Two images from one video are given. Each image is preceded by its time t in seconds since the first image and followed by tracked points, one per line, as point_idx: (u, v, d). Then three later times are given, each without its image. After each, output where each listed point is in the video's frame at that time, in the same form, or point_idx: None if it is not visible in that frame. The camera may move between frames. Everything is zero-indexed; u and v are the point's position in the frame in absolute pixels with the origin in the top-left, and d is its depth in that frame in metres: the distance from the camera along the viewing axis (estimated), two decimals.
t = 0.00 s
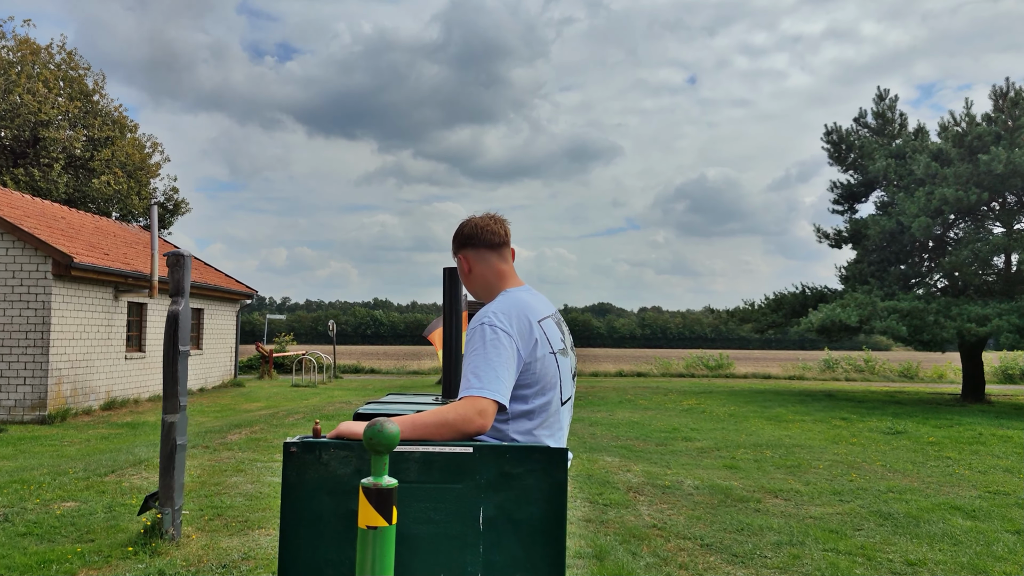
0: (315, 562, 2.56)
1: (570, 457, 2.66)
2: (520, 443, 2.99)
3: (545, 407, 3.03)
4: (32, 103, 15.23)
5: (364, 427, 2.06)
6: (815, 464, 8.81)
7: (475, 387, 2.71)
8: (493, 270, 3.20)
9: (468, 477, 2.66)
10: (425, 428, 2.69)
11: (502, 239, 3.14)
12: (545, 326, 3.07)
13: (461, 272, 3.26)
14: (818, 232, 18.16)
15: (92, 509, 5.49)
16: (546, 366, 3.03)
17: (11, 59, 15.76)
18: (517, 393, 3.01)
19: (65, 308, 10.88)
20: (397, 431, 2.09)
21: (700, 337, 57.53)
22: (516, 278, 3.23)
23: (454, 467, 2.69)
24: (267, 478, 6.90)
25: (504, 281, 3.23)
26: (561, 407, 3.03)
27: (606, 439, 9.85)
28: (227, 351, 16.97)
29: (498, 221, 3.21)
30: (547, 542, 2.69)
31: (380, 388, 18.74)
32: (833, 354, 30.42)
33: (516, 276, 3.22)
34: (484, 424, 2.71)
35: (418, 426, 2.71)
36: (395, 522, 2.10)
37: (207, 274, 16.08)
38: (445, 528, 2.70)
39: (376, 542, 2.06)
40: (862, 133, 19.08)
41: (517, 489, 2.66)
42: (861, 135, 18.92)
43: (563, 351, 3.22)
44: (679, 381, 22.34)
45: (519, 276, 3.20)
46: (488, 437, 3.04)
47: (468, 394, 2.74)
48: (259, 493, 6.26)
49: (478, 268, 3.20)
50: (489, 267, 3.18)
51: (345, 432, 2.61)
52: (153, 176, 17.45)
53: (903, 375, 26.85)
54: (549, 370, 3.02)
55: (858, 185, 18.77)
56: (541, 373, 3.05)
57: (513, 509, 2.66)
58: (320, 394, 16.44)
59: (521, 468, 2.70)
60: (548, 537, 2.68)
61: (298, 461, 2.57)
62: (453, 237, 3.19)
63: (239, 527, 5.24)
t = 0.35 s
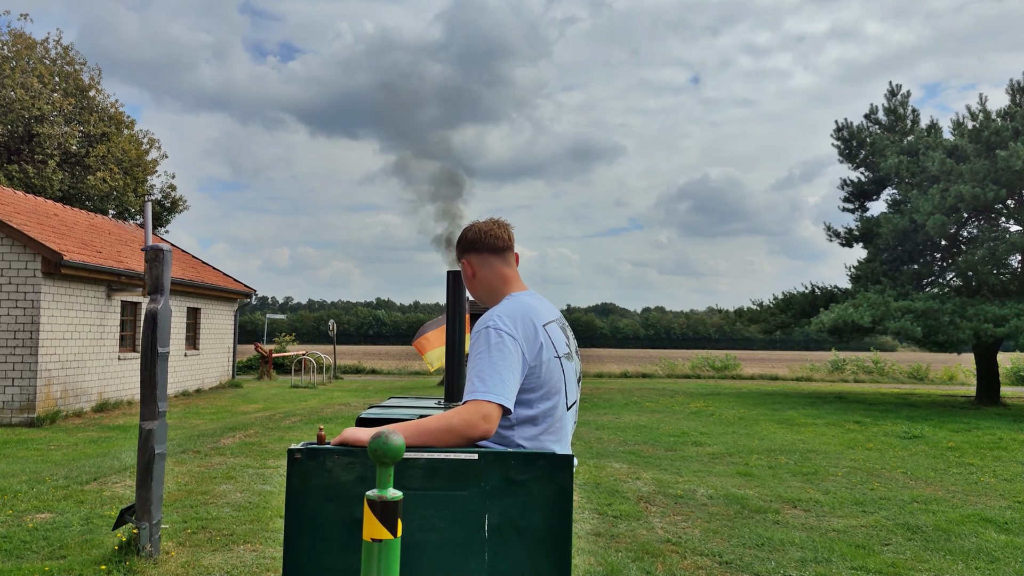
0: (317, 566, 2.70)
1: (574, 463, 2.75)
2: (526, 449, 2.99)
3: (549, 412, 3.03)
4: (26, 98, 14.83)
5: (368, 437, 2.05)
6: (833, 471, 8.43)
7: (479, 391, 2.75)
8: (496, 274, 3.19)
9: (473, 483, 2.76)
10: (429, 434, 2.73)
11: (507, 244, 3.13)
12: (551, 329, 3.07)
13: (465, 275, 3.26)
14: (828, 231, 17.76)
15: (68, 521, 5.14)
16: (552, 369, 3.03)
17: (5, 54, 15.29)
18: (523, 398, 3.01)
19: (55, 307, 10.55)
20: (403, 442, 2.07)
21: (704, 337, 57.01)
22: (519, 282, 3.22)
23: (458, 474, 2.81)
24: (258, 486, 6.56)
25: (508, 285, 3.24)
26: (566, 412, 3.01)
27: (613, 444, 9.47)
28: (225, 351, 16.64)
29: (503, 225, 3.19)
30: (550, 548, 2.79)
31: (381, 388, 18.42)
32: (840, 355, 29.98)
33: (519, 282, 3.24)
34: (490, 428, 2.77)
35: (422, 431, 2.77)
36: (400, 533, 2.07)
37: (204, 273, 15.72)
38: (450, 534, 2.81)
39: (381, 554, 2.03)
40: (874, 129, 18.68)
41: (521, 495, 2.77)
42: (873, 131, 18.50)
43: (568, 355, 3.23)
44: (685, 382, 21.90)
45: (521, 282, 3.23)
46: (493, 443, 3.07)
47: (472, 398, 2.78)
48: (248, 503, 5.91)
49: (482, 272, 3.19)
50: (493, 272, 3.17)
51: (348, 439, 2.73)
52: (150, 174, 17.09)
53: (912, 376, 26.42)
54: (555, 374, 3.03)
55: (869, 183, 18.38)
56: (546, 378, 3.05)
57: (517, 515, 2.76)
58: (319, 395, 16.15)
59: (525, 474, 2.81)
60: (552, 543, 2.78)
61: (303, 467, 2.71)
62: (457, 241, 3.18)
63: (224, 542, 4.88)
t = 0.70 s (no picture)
0: (324, 570, 2.61)
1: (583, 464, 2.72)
2: (532, 450, 2.98)
3: (557, 412, 3.00)
4: (19, 91, 14.53)
5: (381, 440, 1.99)
6: (853, 479, 8.05)
7: (487, 390, 2.76)
8: (503, 275, 3.20)
9: (481, 486, 2.70)
10: (438, 435, 2.67)
11: (513, 246, 3.16)
12: (557, 330, 3.07)
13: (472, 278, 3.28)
14: (840, 230, 17.37)
15: (41, 533, 4.78)
16: (558, 369, 3.01)
17: None
18: (529, 397, 3.01)
19: (45, 305, 10.21)
20: (416, 445, 2.01)
21: (709, 338, 56.45)
22: (526, 284, 3.23)
23: (467, 476, 2.73)
24: (250, 494, 6.21)
25: (515, 287, 3.25)
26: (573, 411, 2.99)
27: (621, 450, 9.08)
28: (223, 350, 16.31)
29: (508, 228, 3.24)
30: (560, 551, 2.74)
31: (382, 389, 18.09)
32: (848, 357, 29.49)
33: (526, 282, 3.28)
34: (498, 427, 2.76)
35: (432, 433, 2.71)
36: (414, 540, 2.03)
37: (202, 271, 15.39)
38: (459, 538, 2.74)
39: (395, 561, 1.99)
40: (886, 126, 18.31)
41: (530, 498, 2.72)
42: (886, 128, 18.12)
43: (575, 355, 3.22)
44: (691, 384, 21.47)
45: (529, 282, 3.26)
46: (501, 444, 3.05)
47: (481, 397, 2.77)
48: (237, 513, 5.53)
49: (488, 274, 3.21)
50: (499, 274, 3.20)
51: (357, 440, 2.63)
52: (148, 170, 16.79)
53: (923, 379, 25.98)
54: (562, 375, 3.04)
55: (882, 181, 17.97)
56: (553, 378, 3.04)
57: (526, 519, 2.69)
58: (319, 396, 15.84)
59: (534, 476, 2.76)
60: (562, 547, 2.72)
61: (310, 469, 2.63)
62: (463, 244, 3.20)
63: (207, 558, 4.51)
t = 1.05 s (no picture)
0: None
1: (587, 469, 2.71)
2: (535, 452, 2.95)
3: (559, 414, 2.97)
4: (12, 88, 14.20)
5: (387, 447, 1.97)
6: (876, 485, 7.66)
7: (487, 392, 2.74)
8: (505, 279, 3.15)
9: (486, 492, 2.71)
10: (440, 438, 2.64)
11: (515, 250, 3.13)
12: (560, 333, 3.03)
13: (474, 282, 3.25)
14: (852, 226, 16.96)
15: (10, 551, 4.44)
16: (561, 370, 2.99)
17: None
18: (531, 399, 2.98)
19: (34, 307, 9.90)
20: (422, 453, 1.98)
21: (714, 337, 55.93)
22: (530, 288, 3.19)
23: (470, 481, 2.73)
24: (240, 505, 5.87)
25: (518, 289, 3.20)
26: (575, 413, 2.97)
27: (631, 455, 8.68)
28: (221, 352, 16.00)
29: (511, 231, 3.21)
30: (563, 555, 2.74)
31: (384, 391, 17.77)
32: (857, 356, 29.02)
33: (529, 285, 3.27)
34: (500, 429, 2.73)
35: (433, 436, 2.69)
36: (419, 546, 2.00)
37: (199, 271, 15.05)
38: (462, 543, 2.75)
39: (401, 567, 1.96)
40: (898, 120, 17.91)
41: (535, 503, 2.73)
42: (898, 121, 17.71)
43: (579, 357, 3.18)
44: (699, 385, 21.04)
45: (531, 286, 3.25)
46: (504, 447, 3.03)
47: (481, 399, 2.75)
48: (222, 527, 5.17)
49: (490, 277, 3.17)
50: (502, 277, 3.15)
51: (359, 446, 2.62)
52: (144, 168, 16.46)
53: (934, 378, 25.53)
54: (564, 377, 3.00)
55: (894, 176, 17.54)
56: (555, 379, 3.02)
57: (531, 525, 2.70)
58: (320, 399, 15.53)
59: (538, 481, 2.75)
60: (567, 552, 2.73)
61: (312, 476, 2.62)
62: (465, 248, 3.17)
63: None
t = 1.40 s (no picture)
0: None
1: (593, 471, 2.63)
2: (540, 453, 2.93)
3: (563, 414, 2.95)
4: (5, 83, 13.92)
5: (386, 450, 1.94)
6: (900, 492, 7.27)
7: (490, 393, 2.69)
8: (507, 279, 3.13)
9: (490, 495, 2.62)
10: (444, 440, 2.58)
11: (516, 250, 3.11)
12: (563, 332, 3.00)
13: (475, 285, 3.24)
14: (865, 223, 16.54)
15: None
16: (565, 370, 2.96)
17: None
18: (535, 399, 2.95)
19: (23, 306, 9.59)
20: (421, 457, 1.94)
21: (720, 337, 55.42)
22: (532, 288, 3.17)
23: (474, 485, 2.64)
24: (227, 515, 5.50)
25: (520, 290, 3.17)
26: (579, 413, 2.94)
27: (642, 459, 8.31)
28: (219, 352, 15.68)
29: (511, 232, 3.19)
30: (571, 561, 2.65)
31: (385, 392, 17.43)
32: (867, 356, 28.54)
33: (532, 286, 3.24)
34: (504, 429, 2.66)
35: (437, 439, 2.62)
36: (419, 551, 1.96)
37: (195, 270, 14.72)
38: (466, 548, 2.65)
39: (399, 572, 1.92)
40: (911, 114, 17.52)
41: (541, 506, 2.64)
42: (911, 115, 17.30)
43: (584, 357, 3.14)
44: (708, 386, 20.64)
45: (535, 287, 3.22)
46: (510, 448, 3.01)
47: (484, 400, 2.70)
48: (206, 540, 4.82)
49: (491, 278, 3.15)
50: (503, 278, 3.13)
51: (362, 449, 2.54)
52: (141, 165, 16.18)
53: (946, 379, 25.08)
54: (568, 376, 2.96)
55: (909, 171, 17.14)
56: (558, 379, 2.99)
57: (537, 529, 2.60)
58: (319, 400, 15.19)
59: (543, 484, 2.65)
60: (574, 555, 2.64)
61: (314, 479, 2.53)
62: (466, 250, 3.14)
63: None
